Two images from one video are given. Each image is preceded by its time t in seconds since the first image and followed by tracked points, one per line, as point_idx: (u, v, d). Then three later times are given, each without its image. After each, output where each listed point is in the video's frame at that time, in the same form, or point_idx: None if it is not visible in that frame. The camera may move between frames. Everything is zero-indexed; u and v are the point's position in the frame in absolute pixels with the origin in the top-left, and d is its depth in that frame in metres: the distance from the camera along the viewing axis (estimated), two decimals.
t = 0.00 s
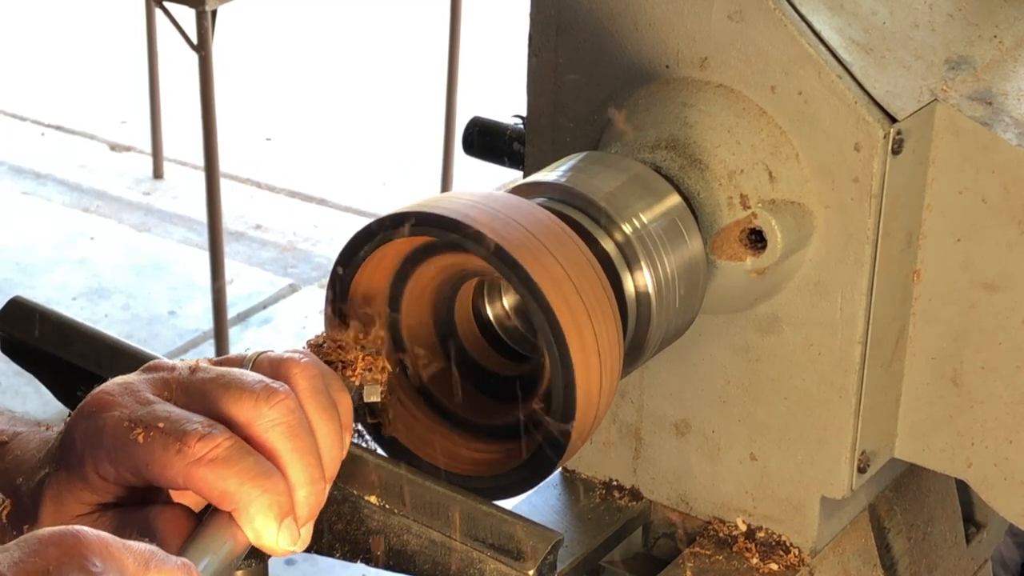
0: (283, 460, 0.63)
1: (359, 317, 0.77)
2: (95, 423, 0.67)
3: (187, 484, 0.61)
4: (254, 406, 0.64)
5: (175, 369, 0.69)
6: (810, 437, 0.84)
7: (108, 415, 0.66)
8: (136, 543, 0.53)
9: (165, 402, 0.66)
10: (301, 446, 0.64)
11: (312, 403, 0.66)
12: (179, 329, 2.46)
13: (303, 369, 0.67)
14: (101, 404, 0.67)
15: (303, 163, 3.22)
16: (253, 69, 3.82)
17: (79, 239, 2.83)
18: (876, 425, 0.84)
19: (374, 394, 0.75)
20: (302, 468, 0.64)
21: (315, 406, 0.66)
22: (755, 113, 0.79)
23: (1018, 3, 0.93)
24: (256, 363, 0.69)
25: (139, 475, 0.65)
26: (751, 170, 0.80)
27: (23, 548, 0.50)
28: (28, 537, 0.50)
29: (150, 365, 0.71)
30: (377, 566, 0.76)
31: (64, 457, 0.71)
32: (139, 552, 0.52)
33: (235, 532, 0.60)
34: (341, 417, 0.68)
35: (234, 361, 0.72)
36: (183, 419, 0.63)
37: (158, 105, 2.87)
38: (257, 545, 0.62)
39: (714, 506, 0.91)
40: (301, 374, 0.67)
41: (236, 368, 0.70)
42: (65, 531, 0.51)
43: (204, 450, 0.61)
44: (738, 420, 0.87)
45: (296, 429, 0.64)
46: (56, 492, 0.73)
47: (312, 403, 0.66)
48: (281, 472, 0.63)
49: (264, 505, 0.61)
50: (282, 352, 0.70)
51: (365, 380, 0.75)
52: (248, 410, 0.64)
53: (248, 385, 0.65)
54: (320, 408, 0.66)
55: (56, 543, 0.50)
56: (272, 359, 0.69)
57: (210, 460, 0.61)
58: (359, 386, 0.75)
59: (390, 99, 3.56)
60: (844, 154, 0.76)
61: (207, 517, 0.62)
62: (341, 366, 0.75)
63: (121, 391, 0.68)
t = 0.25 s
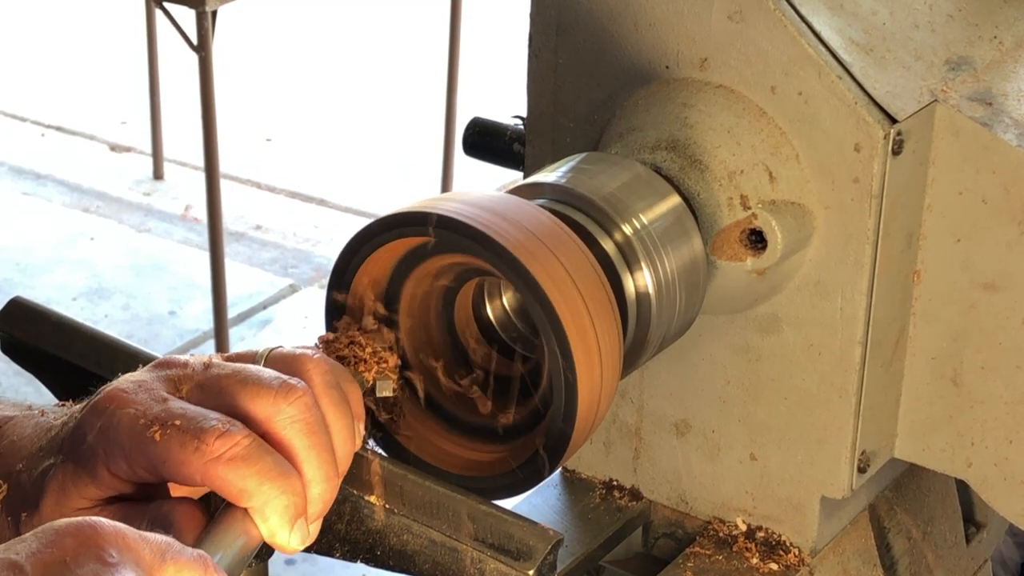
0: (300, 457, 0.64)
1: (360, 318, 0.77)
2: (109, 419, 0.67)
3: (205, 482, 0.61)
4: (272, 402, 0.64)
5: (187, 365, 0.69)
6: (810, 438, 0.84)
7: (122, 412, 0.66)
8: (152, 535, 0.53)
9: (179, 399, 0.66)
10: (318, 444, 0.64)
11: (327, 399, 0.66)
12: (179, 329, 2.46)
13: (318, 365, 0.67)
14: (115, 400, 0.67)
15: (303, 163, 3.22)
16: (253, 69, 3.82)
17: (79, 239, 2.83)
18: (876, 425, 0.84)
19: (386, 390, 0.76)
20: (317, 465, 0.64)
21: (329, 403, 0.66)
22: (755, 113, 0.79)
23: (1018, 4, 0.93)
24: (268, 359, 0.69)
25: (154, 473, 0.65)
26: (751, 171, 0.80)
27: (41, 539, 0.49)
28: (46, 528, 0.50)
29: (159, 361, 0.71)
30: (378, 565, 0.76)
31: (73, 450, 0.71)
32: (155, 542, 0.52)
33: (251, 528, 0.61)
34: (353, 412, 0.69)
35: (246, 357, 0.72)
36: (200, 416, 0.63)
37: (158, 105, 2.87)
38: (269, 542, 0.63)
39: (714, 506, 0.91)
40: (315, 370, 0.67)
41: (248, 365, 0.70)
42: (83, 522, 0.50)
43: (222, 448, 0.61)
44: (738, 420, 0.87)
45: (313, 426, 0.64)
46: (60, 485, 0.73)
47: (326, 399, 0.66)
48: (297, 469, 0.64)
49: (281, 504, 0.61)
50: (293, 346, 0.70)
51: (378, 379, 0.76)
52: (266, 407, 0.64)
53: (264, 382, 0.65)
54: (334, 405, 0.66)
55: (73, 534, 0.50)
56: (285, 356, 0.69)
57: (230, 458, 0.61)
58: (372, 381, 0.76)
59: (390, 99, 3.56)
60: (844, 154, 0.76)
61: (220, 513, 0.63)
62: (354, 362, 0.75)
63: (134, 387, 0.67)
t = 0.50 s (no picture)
0: (288, 465, 0.64)
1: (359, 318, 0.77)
2: (100, 423, 0.67)
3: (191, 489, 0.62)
4: (261, 410, 0.64)
5: (181, 370, 0.69)
6: (810, 438, 0.84)
7: (113, 416, 0.66)
8: (143, 546, 0.53)
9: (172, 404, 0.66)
10: (307, 451, 0.64)
11: (318, 408, 0.66)
12: (179, 329, 2.46)
13: (310, 373, 0.67)
14: (106, 404, 0.67)
15: (303, 163, 3.22)
16: (253, 69, 3.82)
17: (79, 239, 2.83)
18: (876, 424, 0.84)
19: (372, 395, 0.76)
20: (303, 473, 0.64)
21: (320, 410, 0.66)
22: (755, 113, 0.79)
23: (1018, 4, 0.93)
24: (261, 364, 0.69)
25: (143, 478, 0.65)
26: (751, 171, 0.80)
27: (31, 551, 0.49)
28: (34, 540, 0.50)
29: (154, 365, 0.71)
30: (378, 565, 0.76)
31: (66, 455, 0.71)
32: (146, 554, 0.52)
33: (238, 536, 0.61)
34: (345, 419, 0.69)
35: (241, 362, 0.72)
36: (190, 421, 0.63)
37: (158, 105, 2.87)
38: (257, 549, 0.63)
39: (714, 506, 0.91)
40: (308, 378, 0.67)
41: (243, 370, 0.69)
42: (71, 534, 0.50)
43: (209, 454, 0.61)
44: (738, 420, 0.87)
45: (301, 434, 0.64)
46: (56, 489, 0.73)
47: (317, 406, 0.66)
48: (285, 476, 0.64)
49: (268, 512, 0.61)
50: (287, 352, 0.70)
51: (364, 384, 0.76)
52: (255, 415, 0.64)
53: (255, 389, 0.65)
54: (325, 412, 0.66)
55: (64, 546, 0.50)
56: (278, 362, 0.69)
57: (217, 465, 0.61)
58: (359, 388, 0.76)
59: (390, 99, 3.56)
60: (844, 154, 0.76)
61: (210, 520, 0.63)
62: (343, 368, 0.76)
63: (127, 391, 0.67)
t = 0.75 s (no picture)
0: (304, 462, 0.64)
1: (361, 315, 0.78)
2: (115, 411, 0.66)
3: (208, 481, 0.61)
4: (280, 405, 0.64)
5: (198, 360, 0.69)
6: (810, 438, 0.84)
7: (130, 404, 0.65)
8: (156, 537, 0.53)
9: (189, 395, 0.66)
10: (323, 449, 0.64)
11: (334, 405, 0.67)
12: (179, 329, 2.46)
13: (328, 370, 0.67)
14: (123, 392, 0.66)
15: (303, 163, 3.22)
16: (253, 69, 3.82)
17: (78, 239, 2.83)
18: (876, 424, 0.84)
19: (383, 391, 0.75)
20: (318, 470, 0.64)
21: (336, 408, 0.67)
22: (755, 114, 0.79)
23: (1018, 5, 0.93)
24: (277, 359, 0.69)
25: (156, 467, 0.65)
26: (751, 172, 0.80)
27: (46, 540, 0.49)
28: (49, 529, 0.50)
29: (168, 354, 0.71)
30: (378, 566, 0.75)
31: (78, 439, 0.70)
32: (158, 545, 0.52)
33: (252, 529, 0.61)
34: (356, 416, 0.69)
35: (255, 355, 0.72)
36: (209, 413, 0.63)
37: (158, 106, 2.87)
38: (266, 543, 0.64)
39: (714, 506, 0.91)
40: (325, 374, 0.67)
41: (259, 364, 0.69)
42: (87, 524, 0.50)
43: (230, 450, 0.61)
44: (738, 419, 0.87)
45: (319, 432, 0.64)
46: (63, 471, 0.72)
47: (334, 404, 0.66)
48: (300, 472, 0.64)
49: (284, 510, 0.62)
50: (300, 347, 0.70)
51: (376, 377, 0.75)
52: (274, 409, 0.64)
53: (274, 384, 0.65)
54: (340, 410, 0.67)
55: (78, 535, 0.49)
56: (295, 357, 0.68)
57: (237, 459, 0.61)
58: (370, 383, 0.75)
59: (390, 99, 3.56)
60: (844, 154, 0.76)
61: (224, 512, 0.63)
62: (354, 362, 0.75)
63: (144, 380, 0.67)
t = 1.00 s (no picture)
0: (302, 489, 0.63)
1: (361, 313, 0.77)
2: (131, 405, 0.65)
3: (207, 484, 0.60)
4: (297, 426, 0.63)
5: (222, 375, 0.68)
6: (809, 438, 0.84)
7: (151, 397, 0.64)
8: (98, 522, 0.49)
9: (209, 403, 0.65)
10: (325, 483, 0.64)
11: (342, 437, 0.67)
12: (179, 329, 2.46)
13: (345, 401, 0.67)
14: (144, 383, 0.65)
15: (303, 163, 3.22)
16: (253, 69, 3.83)
17: (78, 239, 2.83)
18: (876, 424, 0.84)
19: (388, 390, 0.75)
20: (310, 503, 0.64)
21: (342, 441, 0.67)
22: (755, 114, 0.79)
23: (1018, 4, 0.93)
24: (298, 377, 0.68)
25: (155, 464, 0.63)
26: (750, 172, 0.80)
27: None
28: None
29: (197, 364, 0.70)
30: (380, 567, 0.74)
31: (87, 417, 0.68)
32: (100, 530, 0.49)
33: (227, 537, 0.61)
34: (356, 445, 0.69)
35: (276, 368, 0.71)
36: (231, 420, 0.62)
37: (158, 105, 2.87)
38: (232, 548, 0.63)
39: (714, 506, 0.91)
40: (341, 406, 0.67)
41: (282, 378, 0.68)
42: (24, 502, 0.47)
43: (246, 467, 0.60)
44: (738, 419, 0.87)
45: (327, 463, 0.64)
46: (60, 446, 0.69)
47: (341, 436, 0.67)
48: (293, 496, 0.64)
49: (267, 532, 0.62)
50: (325, 365, 0.69)
51: (381, 376, 0.75)
52: (290, 429, 0.63)
53: (296, 405, 0.64)
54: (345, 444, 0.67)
55: (13, 514, 0.46)
56: (319, 379, 0.68)
57: (247, 470, 0.60)
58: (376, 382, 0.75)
59: (390, 99, 3.56)
60: (844, 154, 0.76)
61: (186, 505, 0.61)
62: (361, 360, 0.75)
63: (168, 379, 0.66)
